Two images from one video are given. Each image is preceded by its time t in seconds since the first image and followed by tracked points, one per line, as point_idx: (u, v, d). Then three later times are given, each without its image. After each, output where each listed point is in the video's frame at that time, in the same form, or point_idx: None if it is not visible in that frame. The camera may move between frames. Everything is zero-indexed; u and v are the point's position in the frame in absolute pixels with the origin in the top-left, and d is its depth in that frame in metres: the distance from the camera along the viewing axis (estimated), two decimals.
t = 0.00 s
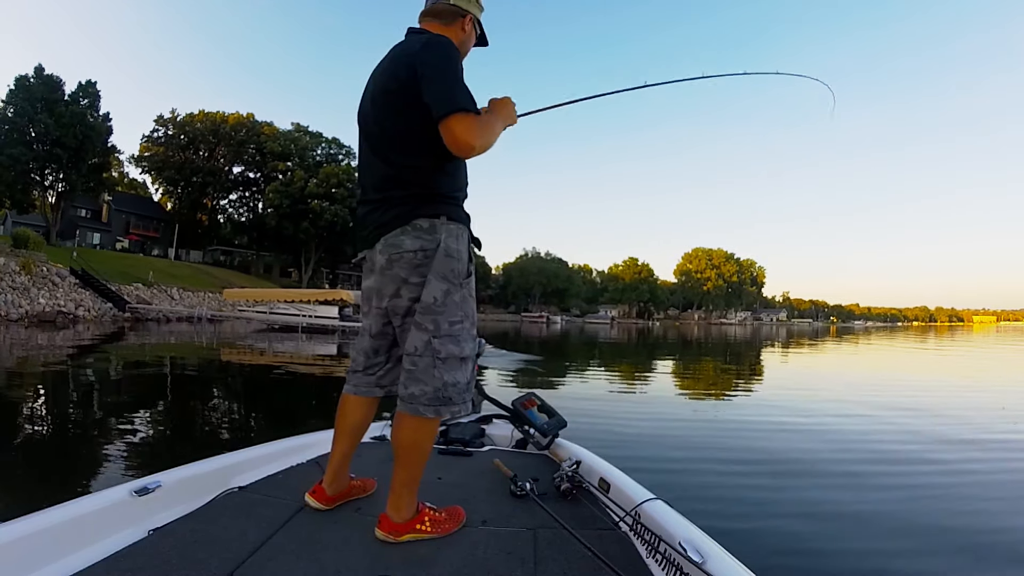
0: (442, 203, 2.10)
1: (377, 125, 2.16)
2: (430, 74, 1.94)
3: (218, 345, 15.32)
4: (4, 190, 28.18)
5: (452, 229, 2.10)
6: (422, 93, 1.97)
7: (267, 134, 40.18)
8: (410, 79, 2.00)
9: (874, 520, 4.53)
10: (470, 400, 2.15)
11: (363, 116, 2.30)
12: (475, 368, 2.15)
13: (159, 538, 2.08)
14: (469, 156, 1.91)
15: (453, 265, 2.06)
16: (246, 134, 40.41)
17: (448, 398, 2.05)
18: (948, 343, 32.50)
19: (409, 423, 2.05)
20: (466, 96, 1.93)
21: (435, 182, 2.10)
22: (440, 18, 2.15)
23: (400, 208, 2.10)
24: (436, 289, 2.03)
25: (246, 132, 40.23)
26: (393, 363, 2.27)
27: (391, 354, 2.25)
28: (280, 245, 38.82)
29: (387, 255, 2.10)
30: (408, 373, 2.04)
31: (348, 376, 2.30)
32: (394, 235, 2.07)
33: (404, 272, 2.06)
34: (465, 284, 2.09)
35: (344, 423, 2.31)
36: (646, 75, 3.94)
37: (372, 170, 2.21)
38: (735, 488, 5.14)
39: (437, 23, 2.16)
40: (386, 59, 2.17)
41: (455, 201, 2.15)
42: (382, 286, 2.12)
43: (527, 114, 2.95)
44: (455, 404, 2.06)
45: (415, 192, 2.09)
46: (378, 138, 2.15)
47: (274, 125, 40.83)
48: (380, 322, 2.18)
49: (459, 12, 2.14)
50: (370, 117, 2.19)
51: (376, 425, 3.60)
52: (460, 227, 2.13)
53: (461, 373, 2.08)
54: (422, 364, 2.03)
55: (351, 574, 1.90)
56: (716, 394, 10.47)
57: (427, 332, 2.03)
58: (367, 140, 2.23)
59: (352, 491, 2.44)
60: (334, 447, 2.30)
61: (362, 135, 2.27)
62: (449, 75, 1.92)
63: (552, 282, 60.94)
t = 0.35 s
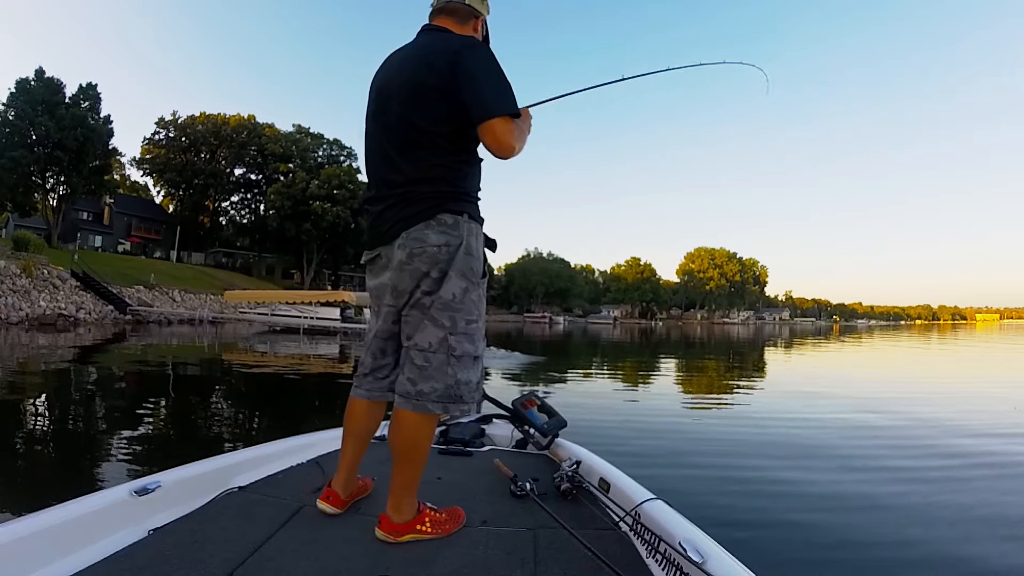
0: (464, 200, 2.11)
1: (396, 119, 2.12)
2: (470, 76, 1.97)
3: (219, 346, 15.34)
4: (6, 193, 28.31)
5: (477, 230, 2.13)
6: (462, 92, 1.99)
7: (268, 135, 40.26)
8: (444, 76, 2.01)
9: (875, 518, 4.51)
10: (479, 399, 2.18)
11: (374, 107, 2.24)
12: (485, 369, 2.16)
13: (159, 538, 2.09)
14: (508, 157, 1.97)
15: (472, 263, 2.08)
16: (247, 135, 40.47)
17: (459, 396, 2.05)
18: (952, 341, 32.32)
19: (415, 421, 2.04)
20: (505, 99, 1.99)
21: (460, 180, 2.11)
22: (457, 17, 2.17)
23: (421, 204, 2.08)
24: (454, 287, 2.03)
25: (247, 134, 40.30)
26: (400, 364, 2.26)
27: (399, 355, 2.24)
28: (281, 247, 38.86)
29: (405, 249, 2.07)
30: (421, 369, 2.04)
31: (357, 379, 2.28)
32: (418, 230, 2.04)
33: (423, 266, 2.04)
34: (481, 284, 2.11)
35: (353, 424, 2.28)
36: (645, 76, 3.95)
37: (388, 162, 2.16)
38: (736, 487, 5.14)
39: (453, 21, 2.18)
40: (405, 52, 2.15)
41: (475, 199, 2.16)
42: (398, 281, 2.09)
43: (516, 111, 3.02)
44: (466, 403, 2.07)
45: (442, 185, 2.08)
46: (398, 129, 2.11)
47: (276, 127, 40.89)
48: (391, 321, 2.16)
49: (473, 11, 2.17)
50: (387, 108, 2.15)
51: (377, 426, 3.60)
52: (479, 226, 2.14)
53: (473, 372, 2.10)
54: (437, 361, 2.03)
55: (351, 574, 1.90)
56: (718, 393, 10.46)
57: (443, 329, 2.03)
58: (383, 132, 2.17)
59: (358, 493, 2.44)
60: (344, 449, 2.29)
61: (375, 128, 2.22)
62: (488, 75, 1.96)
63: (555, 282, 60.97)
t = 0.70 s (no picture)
0: (468, 201, 2.12)
1: (399, 117, 2.12)
2: (479, 79, 2.00)
3: (220, 349, 15.36)
4: (6, 198, 28.41)
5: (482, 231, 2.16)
6: (472, 94, 2.02)
7: (268, 138, 40.33)
8: (452, 76, 2.02)
9: (875, 517, 4.51)
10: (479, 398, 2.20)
11: (376, 105, 2.23)
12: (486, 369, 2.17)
13: (159, 539, 2.09)
14: (519, 158, 2.04)
15: (475, 263, 2.09)
16: (247, 138, 40.55)
17: (460, 395, 2.05)
18: (956, 339, 32.22)
19: (414, 420, 2.05)
20: (514, 102, 2.03)
21: (465, 180, 2.12)
22: (456, 15, 2.18)
23: (426, 203, 2.07)
24: (457, 287, 2.04)
25: (247, 136, 40.38)
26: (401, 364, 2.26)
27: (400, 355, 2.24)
28: (282, 250, 38.88)
29: (409, 248, 2.07)
30: (423, 369, 2.04)
31: (358, 379, 2.29)
32: (423, 229, 2.04)
33: (427, 266, 2.04)
34: (483, 284, 2.12)
35: (355, 424, 2.29)
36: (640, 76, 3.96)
37: (392, 161, 2.15)
38: (737, 487, 5.13)
39: (452, 19, 2.18)
40: (408, 51, 2.14)
41: (478, 199, 2.17)
42: (401, 280, 2.09)
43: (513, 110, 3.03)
44: (467, 403, 2.07)
45: (448, 186, 2.09)
46: (402, 128, 2.11)
47: (276, 130, 40.95)
48: (394, 321, 2.16)
49: (471, 10, 2.19)
50: (390, 107, 2.14)
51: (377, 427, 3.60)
52: (481, 227, 2.16)
53: (474, 372, 2.10)
54: (439, 360, 2.03)
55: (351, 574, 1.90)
56: (720, 392, 10.45)
57: (446, 328, 2.04)
58: (386, 130, 2.16)
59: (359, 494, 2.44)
60: (346, 449, 2.29)
61: (378, 127, 2.21)
62: (496, 78, 1.99)
63: (556, 282, 60.90)
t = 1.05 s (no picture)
0: (469, 200, 2.11)
1: (401, 115, 2.11)
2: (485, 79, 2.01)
3: (220, 348, 15.37)
4: (7, 197, 28.48)
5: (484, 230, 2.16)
6: (477, 94, 2.03)
7: (270, 137, 40.37)
8: (460, 75, 2.02)
9: (875, 517, 4.49)
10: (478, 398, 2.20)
11: (377, 103, 2.22)
12: (485, 371, 2.15)
13: (159, 539, 2.09)
14: (529, 155, 2.08)
15: (476, 264, 2.08)
16: (249, 137, 40.60)
17: (458, 397, 2.04)
18: (959, 340, 32.03)
19: (414, 421, 2.04)
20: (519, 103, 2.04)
21: (468, 179, 2.12)
22: (457, 13, 2.18)
23: (427, 201, 2.07)
24: (457, 287, 2.04)
25: (249, 135, 40.46)
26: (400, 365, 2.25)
27: (399, 356, 2.23)
28: (284, 249, 38.90)
29: (409, 249, 2.06)
30: (422, 369, 2.03)
31: (358, 381, 2.28)
32: (423, 228, 2.03)
33: (427, 266, 2.03)
34: (484, 285, 2.11)
35: (355, 425, 2.28)
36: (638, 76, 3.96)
37: (392, 158, 2.14)
38: (735, 486, 5.12)
39: (452, 17, 2.18)
40: (410, 49, 2.14)
41: (480, 198, 2.16)
42: (401, 280, 2.08)
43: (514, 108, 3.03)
44: (466, 405, 2.06)
45: (450, 185, 2.08)
46: (405, 124, 2.10)
47: (278, 129, 41.00)
48: (394, 320, 2.15)
49: (471, 8, 2.18)
50: (394, 104, 2.13)
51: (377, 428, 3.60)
52: (482, 227, 2.15)
53: (474, 374, 2.09)
54: (438, 361, 2.03)
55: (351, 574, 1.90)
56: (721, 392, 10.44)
57: (445, 329, 2.03)
58: (388, 129, 2.15)
59: (359, 494, 2.43)
60: (345, 449, 2.29)
61: (379, 124, 2.20)
62: (502, 78, 2.00)
63: (558, 282, 60.93)
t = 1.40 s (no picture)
0: (476, 200, 2.10)
1: (407, 114, 2.08)
2: (494, 82, 2.02)
3: (220, 346, 15.36)
4: (8, 192, 28.49)
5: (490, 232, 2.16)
6: (488, 94, 2.03)
7: (272, 135, 40.41)
8: (470, 76, 2.02)
9: (875, 520, 4.47)
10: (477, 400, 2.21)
11: (379, 103, 2.20)
12: (489, 371, 2.14)
13: (158, 539, 2.08)
14: (533, 155, 2.11)
15: (481, 265, 2.08)
16: (251, 135, 40.64)
17: (462, 398, 2.03)
18: (960, 344, 32.00)
19: (416, 422, 2.03)
20: (525, 106, 2.06)
21: (473, 180, 2.11)
22: (457, 11, 2.16)
23: (434, 202, 2.05)
24: (462, 289, 2.02)
25: (251, 133, 40.52)
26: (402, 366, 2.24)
27: (401, 357, 2.22)
28: (285, 246, 38.91)
29: (414, 250, 2.04)
30: (427, 371, 2.02)
31: (359, 381, 2.27)
32: (428, 230, 2.02)
33: (432, 267, 2.02)
34: (488, 287, 2.10)
35: (356, 424, 2.27)
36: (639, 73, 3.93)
37: (398, 158, 2.12)
38: (735, 488, 5.10)
39: (453, 16, 2.17)
40: (414, 48, 2.12)
41: (484, 199, 2.16)
42: (405, 281, 2.06)
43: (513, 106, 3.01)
44: (469, 406, 2.05)
45: (457, 185, 2.07)
46: (411, 124, 2.08)
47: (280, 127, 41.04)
48: (397, 322, 2.13)
49: (472, 6, 2.17)
50: (398, 103, 2.11)
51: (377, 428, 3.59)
52: (487, 227, 2.14)
53: (478, 375, 2.08)
54: (442, 363, 2.01)
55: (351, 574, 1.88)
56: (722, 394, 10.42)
57: (450, 330, 2.02)
58: (392, 129, 2.13)
59: (359, 494, 2.42)
60: (346, 449, 2.28)
61: (383, 124, 2.18)
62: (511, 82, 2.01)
63: (559, 282, 60.97)
